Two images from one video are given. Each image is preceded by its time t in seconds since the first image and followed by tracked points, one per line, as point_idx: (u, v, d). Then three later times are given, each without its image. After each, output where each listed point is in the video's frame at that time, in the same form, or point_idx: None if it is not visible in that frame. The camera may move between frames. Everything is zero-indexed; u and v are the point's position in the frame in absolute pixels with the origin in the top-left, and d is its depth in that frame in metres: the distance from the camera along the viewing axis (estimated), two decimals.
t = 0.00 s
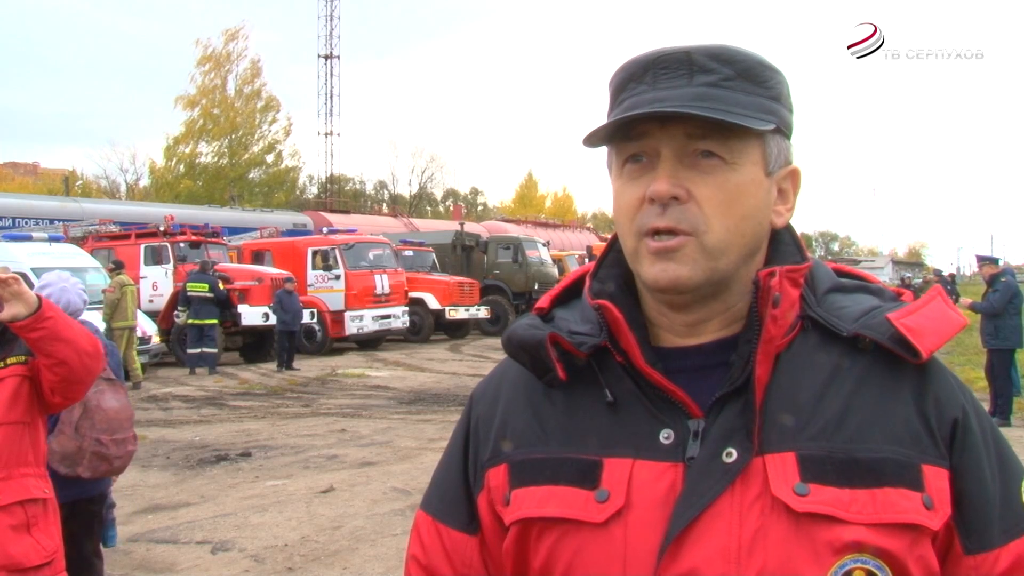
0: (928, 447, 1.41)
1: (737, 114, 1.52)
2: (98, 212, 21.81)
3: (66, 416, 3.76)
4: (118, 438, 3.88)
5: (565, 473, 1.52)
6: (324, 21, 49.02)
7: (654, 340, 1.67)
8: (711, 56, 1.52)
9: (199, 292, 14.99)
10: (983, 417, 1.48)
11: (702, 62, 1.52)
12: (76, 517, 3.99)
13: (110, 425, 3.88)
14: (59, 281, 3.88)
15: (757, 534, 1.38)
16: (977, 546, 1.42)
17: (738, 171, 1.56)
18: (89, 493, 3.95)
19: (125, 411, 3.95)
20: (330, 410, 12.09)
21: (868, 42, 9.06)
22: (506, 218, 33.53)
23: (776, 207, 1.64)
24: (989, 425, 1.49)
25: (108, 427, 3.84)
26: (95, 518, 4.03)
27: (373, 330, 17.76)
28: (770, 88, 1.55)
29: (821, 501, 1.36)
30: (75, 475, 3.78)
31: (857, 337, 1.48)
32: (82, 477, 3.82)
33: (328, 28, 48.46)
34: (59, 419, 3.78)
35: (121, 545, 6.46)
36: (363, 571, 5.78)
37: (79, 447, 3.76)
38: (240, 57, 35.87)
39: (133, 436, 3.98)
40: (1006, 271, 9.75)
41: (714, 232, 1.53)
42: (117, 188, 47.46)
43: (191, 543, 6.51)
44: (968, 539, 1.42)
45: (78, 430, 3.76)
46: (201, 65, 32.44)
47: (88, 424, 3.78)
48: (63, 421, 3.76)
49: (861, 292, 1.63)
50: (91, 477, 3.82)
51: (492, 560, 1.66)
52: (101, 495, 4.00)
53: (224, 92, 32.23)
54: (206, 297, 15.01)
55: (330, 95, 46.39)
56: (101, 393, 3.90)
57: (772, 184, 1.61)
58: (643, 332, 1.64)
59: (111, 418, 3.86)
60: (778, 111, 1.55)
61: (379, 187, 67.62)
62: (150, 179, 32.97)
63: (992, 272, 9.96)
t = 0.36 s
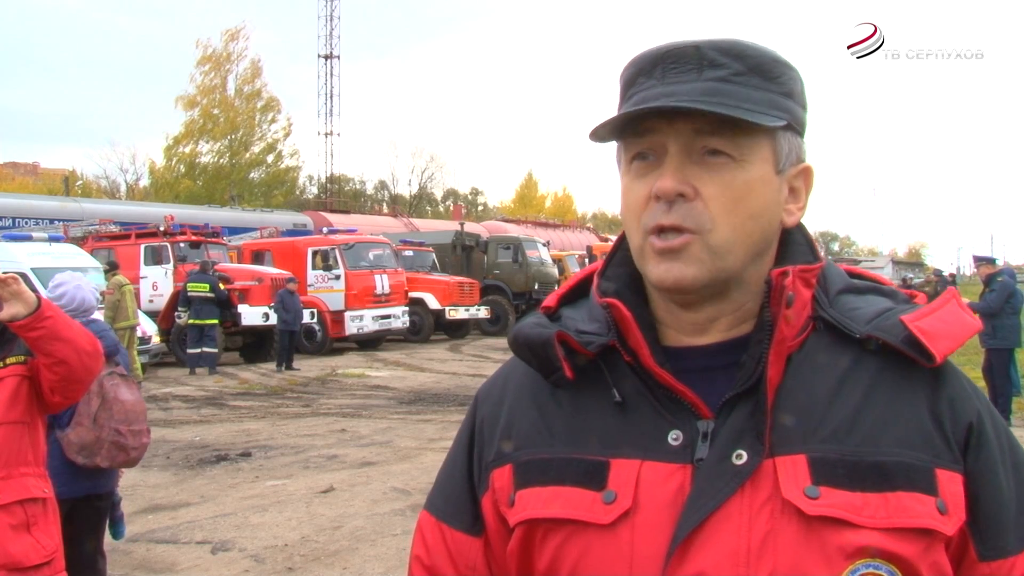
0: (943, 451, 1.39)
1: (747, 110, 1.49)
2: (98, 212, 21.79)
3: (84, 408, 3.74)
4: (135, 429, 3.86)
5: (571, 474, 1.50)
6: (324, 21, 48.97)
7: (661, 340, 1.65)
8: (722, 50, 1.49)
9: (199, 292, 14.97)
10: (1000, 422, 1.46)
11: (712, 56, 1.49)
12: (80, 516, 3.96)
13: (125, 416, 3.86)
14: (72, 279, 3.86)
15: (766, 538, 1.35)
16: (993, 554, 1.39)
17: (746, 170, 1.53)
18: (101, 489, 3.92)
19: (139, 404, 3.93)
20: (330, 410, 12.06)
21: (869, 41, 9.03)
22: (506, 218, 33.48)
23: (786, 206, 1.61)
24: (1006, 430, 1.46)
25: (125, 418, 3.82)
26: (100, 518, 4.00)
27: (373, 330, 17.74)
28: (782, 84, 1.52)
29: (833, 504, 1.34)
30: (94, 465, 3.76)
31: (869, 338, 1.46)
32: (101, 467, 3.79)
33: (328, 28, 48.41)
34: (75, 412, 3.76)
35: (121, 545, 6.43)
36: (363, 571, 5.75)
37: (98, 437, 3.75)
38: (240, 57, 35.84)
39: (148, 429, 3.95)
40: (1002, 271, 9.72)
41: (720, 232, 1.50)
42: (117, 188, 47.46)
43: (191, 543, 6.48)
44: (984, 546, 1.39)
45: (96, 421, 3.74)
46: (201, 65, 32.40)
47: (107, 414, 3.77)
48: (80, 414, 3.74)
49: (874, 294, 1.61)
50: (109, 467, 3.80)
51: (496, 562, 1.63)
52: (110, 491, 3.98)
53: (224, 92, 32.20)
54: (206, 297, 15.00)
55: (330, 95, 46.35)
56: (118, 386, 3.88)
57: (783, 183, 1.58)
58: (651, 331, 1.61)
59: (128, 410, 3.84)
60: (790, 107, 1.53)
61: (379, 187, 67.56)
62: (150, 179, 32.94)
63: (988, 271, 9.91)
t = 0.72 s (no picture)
0: (958, 465, 1.35)
1: (750, 120, 1.46)
2: (98, 212, 21.76)
3: (74, 411, 3.72)
4: (125, 432, 3.83)
5: (579, 487, 1.47)
6: (324, 21, 48.93)
7: (671, 348, 1.62)
8: (724, 58, 1.46)
9: (198, 292, 14.95)
10: (1020, 430, 1.42)
11: (715, 65, 1.47)
12: (77, 515, 3.94)
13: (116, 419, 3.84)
14: (60, 279, 3.84)
15: (773, 556, 1.33)
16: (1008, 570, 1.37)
17: (753, 183, 1.50)
18: (93, 489, 3.92)
19: (130, 407, 3.90)
20: (330, 411, 12.04)
21: (868, 40, 9.02)
22: (506, 218, 33.46)
23: (798, 213, 1.58)
24: None
25: (116, 422, 3.80)
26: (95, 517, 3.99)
27: (373, 330, 17.71)
28: (790, 88, 1.48)
29: (842, 522, 1.31)
30: (84, 470, 3.74)
31: (883, 347, 1.43)
32: (91, 471, 3.77)
33: (328, 28, 48.41)
34: (65, 414, 3.74)
35: (120, 545, 6.41)
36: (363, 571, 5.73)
37: (88, 441, 3.72)
38: (240, 57, 35.86)
39: (138, 431, 3.93)
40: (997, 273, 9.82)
41: (726, 249, 1.48)
42: (117, 188, 47.44)
43: (191, 543, 6.46)
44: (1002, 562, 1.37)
45: (87, 425, 3.72)
46: (201, 65, 32.37)
47: (97, 419, 3.75)
48: (70, 417, 3.72)
49: (893, 297, 1.57)
50: (99, 470, 3.77)
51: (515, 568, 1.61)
52: (101, 493, 3.96)
53: (224, 91, 32.17)
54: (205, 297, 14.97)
55: (330, 95, 46.31)
56: (108, 388, 3.85)
57: (793, 191, 1.55)
58: (658, 344, 1.59)
59: (119, 413, 3.81)
60: (800, 113, 1.49)
61: (379, 187, 67.52)
62: (150, 179, 32.91)
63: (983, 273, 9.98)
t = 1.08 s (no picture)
0: (961, 467, 1.34)
1: (762, 123, 1.46)
2: (98, 212, 21.76)
3: (61, 414, 3.74)
4: (114, 434, 3.83)
5: (581, 484, 1.47)
6: (324, 21, 48.94)
7: (675, 348, 1.62)
8: (738, 59, 1.46)
9: (195, 292, 14.91)
10: None
11: (729, 65, 1.46)
12: (74, 515, 3.94)
13: (104, 421, 3.83)
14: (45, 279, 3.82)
15: (773, 553, 1.32)
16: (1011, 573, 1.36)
17: (764, 185, 1.49)
18: (83, 490, 3.93)
19: (119, 407, 3.90)
20: (330, 410, 12.04)
21: (869, 40, 9.00)
22: (507, 218, 33.44)
23: (806, 216, 1.58)
24: None
25: (101, 424, 3.80)
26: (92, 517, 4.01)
27: (373, 330, 17.70)
28: (802, 91, 1.48)
29: (840, 523, 1.30)
30: (71, 473, 3.75)
31: (887, 347, 1.42)
32: (78, 473, 3.77)
33: (328, 28, 48.46)
34: (52, 417, 3.75)
35: (120, 545, 6.40)
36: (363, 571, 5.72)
37: (74, 444, 3.74)
38: (240, 57, 35.90)
39: (129, 433, 3.93)
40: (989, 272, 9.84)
41: (735, 250, 1.48)
42: (117, 189, 47.46)
43: (191, 543, 6.45)
44: (1003, 563, 1.37)
45: (73, 427, 3.74)
46: (201, 65, 32.37)
47: (82, 421, 3.76)
48: (57, 420, 3.74)
49: (896, 296, 1.56)
50: (86, 473, 3.78)
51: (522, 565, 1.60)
52: (94, 493, 3.97)
53: (224, 91, 32.17)
54: (201, 297, 14.96)
55: (330, 95, 46.27)
56: (95, 390, 3.86)
57: (802, 193, 1.55)
58: (661, 344, 1.58)
59: (105, 414, 3.81)
60: (811, 116, 1.49)
61: (379, 188, 67.47)
62: (150, 179, 32.91)
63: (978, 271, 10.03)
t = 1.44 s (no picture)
0: (958, 458, 1.37)
1: (777, 119, 1.49)
2: (98, 212, 21.78)
3: (52, 414, 3.78)
4: (105, 435, 3.86)
5: (588, 469, 1.50)
6: (324, 21, 49.00)
7: (683, 339, 1.64)
8: (755, 57, 1.49)
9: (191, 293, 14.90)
10: None
11: (746, 63, 1.49)
12: (72, 515, 3.98)
13: (97, 421, 3.85)
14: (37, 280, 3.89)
15: (772, 538, 1.35)
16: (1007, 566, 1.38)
17: (775, 178, 1.52)
18: (81, 490, 3.98)
19: (112, 408, 3.92)
20: (330, 410, 12.06)
21: (870, 40, 8.99)
22: (506, 218, 33.46)
23: (814, 212, 1.60)
24: None
25: (93, 425, 3.83)
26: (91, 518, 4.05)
27: (372, 330, 17.72)
28: (814, 92, 1.51)
29: (837, 508, 1.33)
30: (62, 473, 3.79)
31: (888, 343, 1.44)
32: (69, 474, 3.81)
33: (328, 28, 48.53)
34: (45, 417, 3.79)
35: (121, 545, 6.42)
36: (363, 571, 5.75)
37: (65, 445, 3.78)
38: (240, 57, 35.93)
39: (122, 433, 3.96)
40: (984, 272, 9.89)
41: (746, 238, 1.50)
42: (117, 188, 47.53)
43: (191, 543, 6.48)
44: (997, 554, 1.38)
45: (64, 428, 3.78)
46: (202, 65, 32.39)
47: (73, 422, 3.79)
48: (49, 420, 3.78)
49: (901, 295, 1.58)
50: (78, 474, 3.81)
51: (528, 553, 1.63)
52: (92, 493, 4.01)
53: (224, 91, 32.20)
54: (197, 297, 14.96)
55: (330, 95, 46.31)
56: (88, 390, 3.88)
57: (811, 190, 1.57)
58: (670, 334, 1.61)
59: (96, 415, 3.84)
60: (822, 115, 1.52)
61: (379, 188, 67.50)
62: (150, 179, 32.94)
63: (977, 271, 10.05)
